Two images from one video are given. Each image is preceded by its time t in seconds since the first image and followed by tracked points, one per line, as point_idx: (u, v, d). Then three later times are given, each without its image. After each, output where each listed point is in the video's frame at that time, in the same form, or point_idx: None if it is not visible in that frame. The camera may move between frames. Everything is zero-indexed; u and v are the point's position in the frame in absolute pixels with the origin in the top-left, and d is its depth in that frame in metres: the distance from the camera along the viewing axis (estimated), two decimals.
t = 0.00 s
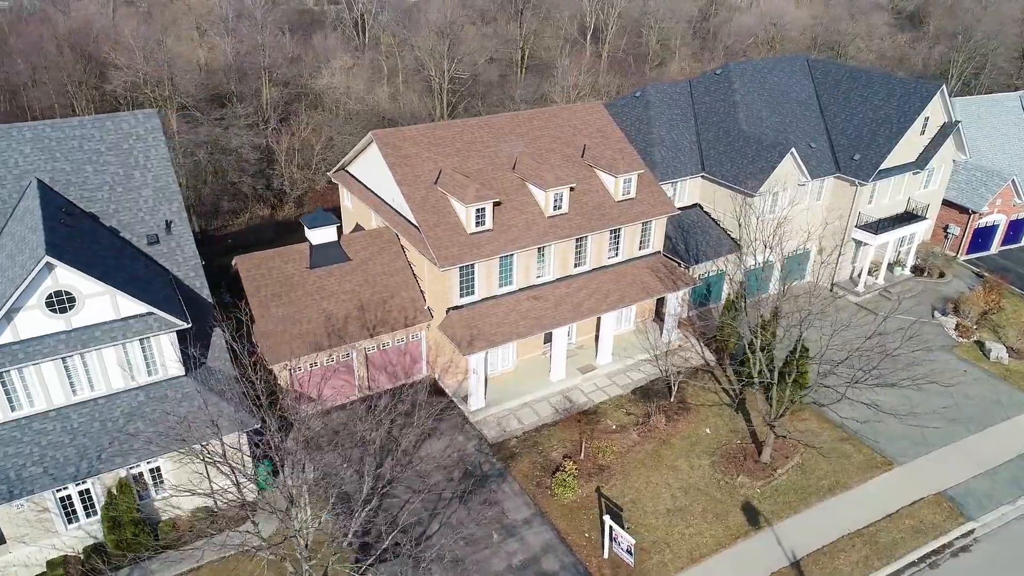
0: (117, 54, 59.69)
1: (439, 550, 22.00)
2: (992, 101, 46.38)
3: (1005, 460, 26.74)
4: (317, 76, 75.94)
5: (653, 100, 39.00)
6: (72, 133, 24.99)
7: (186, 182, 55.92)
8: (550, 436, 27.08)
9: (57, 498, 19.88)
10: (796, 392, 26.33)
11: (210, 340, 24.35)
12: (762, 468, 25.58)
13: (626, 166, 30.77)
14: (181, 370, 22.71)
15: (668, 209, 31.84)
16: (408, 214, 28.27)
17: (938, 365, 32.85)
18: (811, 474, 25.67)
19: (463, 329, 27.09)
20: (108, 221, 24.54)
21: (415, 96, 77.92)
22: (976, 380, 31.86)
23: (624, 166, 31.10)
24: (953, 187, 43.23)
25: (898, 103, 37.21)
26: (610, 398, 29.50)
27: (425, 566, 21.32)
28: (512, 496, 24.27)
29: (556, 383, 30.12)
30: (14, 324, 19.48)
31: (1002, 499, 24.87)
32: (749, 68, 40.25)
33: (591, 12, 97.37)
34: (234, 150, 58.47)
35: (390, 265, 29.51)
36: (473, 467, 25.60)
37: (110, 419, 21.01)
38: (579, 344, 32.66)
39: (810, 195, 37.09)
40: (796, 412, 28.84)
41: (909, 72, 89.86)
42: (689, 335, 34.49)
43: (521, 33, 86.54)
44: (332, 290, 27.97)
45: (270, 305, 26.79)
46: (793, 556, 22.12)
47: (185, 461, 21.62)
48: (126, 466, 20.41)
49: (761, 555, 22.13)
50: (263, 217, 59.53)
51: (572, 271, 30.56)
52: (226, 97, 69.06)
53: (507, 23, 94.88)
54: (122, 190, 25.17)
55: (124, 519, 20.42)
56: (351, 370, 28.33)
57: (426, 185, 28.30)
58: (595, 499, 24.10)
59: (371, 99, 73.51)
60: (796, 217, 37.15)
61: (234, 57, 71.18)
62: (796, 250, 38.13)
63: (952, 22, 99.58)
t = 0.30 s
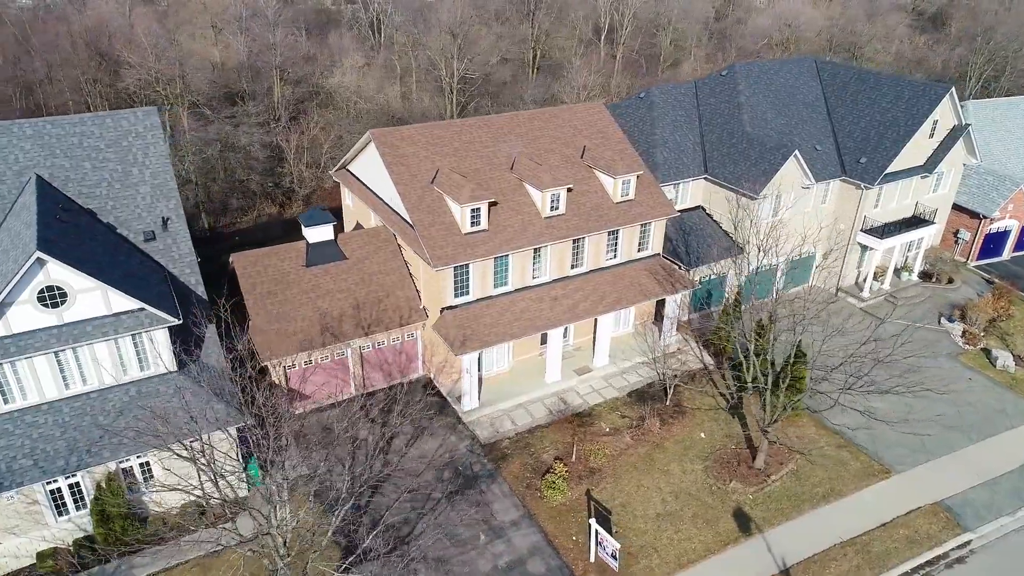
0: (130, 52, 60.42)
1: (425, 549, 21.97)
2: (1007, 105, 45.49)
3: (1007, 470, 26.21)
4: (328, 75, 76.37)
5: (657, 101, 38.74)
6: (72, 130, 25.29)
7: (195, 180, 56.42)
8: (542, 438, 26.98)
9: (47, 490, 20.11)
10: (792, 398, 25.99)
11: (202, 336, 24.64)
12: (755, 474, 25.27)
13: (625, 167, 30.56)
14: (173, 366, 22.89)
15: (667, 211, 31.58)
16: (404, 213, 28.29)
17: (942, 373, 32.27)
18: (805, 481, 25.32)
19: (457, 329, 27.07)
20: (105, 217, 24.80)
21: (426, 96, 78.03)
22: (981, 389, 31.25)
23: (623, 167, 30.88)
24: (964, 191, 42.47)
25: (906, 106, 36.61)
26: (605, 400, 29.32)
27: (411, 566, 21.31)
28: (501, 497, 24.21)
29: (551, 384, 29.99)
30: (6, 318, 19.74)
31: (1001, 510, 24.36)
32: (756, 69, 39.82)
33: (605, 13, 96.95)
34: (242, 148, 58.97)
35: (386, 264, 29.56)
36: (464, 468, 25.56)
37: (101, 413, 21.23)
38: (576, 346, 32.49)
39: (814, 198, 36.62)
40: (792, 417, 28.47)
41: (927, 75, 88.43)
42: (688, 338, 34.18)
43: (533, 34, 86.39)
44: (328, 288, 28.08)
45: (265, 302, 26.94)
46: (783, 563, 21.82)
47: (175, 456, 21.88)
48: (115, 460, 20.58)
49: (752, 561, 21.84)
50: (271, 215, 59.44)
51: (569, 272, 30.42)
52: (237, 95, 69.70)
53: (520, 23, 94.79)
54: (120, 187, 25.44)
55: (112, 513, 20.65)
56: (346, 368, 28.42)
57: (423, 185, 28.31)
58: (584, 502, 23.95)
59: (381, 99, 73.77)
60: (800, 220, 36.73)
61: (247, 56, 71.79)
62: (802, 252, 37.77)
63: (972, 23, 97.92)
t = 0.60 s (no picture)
0: (144, 51, 61.15)
1: (413, 550, 21.93)
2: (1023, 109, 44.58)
3: (1010, 481, 25.65)
4: (341, 75, 76.79)
5: (661, 103, 38.49)
6: (73, 128, 25.64)
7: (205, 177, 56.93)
8: (535, 440, 26.87)
9: (37, 483, 20.35)
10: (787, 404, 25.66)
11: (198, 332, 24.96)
12: (749, 481, 24.97)
13: (624, 170, 30.36)
14: (166, 362, 23.08)
15: (668, 213, 31.31)
16: (401, 213, 28.32)
17: (946, 381, 31.69)
18: (800, 488, 24.96)
19: (451, 329, 27.04)
20: (103, 214, 25.10)
21: (437, 96, 78.18)
22: (986, 398, 30.64)
23: (622, 169, 30.69)
24: (976, 196, 41.69)
25: (915, 109, 35.98)
26: (601, 403, 29.13)
27: (397, 566, 21.28)
28: (490, 499, 24.14)
29: (547, 386, 29.85)
30: None
31: (1001, 522, 23.84)
32: (763, 70, 39.38)
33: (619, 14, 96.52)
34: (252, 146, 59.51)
35: (383, 264, 29.64)
36: (455, 469, 25.52)
37: (93, 408, 21.43)
38: (574, 348, 32.31)
39: (819, 202, 36.15)
40: (790, 424, 28.10)
41: (947, 77, 87.02)
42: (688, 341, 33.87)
43: (546, 34, 86.20)
44: (324, 287, 28.20)
45: (261, 300, 27.08)
46: (773, 572, 21.51)
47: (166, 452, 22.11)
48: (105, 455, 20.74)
49: (741, 569, 21.56)
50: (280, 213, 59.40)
51: (566, 274, 30.28)
52: (249, 95, 70.51)
53: (534, 23, 94.67)
54: (119, 185, 25.73)
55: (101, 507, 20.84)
56: (342, 367, 28.54)
57: (420, 185, 28.32)
58: (574, 506, 23.79)
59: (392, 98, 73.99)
60: (804, 224, 36.29)
61: (260, 55, 72.40)
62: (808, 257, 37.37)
63: (995, 25, 96.18)
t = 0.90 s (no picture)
0: (157, 50, 61.82)
1: (399, 550, 21.90)
2: None
3: (1012, 492, 25.11)
4: (352, 74, 77.14)
5: (665, 104, 38.21)
6: (74, 125, 25.98)
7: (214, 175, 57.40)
8: (528, 442, 26.75)
9: (29, 476, 20.60)
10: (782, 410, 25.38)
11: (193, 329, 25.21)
12: (743, 487, 24.68)
13: (623, 171, 30.18)
14: (159, 358, 23.30)
15: (667, 215, 31.05)
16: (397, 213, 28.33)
17: (950, 389, 31.12)
18: (794, 495, 24.63)
19: (445, 329, 27.00)
20: (102, 211, 25.42)
21: (448, 96, 78.25)
22: (991, 407, 30.01)
23: (621, 170, 30.50)
24: (988, 201, 40.90)
25: (923, 112, 35.36)
26: (596, 406, 28.94)
27: (383, 566, 21.27)
28: (480, 500, 24.06)
29: (543, 388, 29.70)
30: None
31: (1000, 534, 23.35)
32: (769, 72, 38.94)
33: (633, 14, 96.00)
34: (261, 145, 59.97)
35: (380, 263, 29.70)
36: (446, 469, 25.47)
37: (86, 402, 21.65)
38: (572, 350, 32.14)
39: (824, 205, 35.68)
40: (787, 430, 27.75)
41: (966, 80, 85.56)
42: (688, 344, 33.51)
43: (558, 34, 85.97)
44: (320, 286, 28.32)
45: (257, 298, 27.21)
46: None
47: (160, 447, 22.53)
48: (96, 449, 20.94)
49: None
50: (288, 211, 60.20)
51: (563, 275, 30.14)
52: (261, 94, 71.36)
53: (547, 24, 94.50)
54: (118, 182, 26.04)
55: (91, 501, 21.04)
56: (337, 365, 28.62)
57: (416, 185, 28.32)
58: (564, 509, 23.64)
59: (402, 97, 74.13)
60: (809, 228, 35.80)
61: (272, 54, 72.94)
62: (815, 262, 37.28)
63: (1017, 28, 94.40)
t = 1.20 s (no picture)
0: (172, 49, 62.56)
1: (388, 549, 21.89)
2: None
3: (1016, 504, 24.54)
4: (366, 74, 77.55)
5: (671, 106, 37.92)
6: (78, 122, 26.33)
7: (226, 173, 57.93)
8: (522, 444, 26.63)
9: (24, 468, 20.85)
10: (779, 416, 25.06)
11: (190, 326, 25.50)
12: (737, 494, 24.38)
13: (624, 173, 29.97)
14: (154, 354, 23.59)
15: (668, 218, 30.78)
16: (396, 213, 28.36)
17: (956, 398, 30.52)
18: (790, 503, 24.28)
19: (440, 329, 26.97)
20: (104, 207, 25.77)
21: (461, 96, 78.24)
22: (998, 417, 29.38)
23: (622, 172, 30.27)
24: (1002, 207, 40.05)
25: (934, 115, 34.69)
26: (593, 409, 28.74)
27: (371, 565, 21.27)
28: (471, 502, 23.99)
29: (540, 390, 29.58)
30: None
31: (1001, 547, 22.82)
32: (777, 74, 38.48)
33: (649, 15, 95.30)
34: (272, 143, 60.47)
35: (379, 262, 29.76)
36: (439, 470, 25.44)
37: (81, 396, 21.92)
38: (571, 352, 31.98)
39: (830, 210, 35.14)
40: (785, 437, 27.39)
41: (988, 84, 83.97)
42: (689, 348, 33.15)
43: (572, 35, 85.74)
44: (319, 285, 28.45)
45: (255, 296, 27.40)
46: None
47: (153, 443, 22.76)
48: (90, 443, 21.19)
49: None
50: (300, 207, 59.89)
51: (562, 277, 29.99)
52: (276, 92, 71.87)
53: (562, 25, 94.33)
54: (120, 179, 26.37)
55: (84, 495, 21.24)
56: (335, 364, 28.75)
57: (415, 185, 28.33)
58: (555, 512, 23.49)
59: (415, 97, 74.35)
60: (815, 232, 35.29)
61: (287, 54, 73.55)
62: (822, 266, 36.81)
63: None
